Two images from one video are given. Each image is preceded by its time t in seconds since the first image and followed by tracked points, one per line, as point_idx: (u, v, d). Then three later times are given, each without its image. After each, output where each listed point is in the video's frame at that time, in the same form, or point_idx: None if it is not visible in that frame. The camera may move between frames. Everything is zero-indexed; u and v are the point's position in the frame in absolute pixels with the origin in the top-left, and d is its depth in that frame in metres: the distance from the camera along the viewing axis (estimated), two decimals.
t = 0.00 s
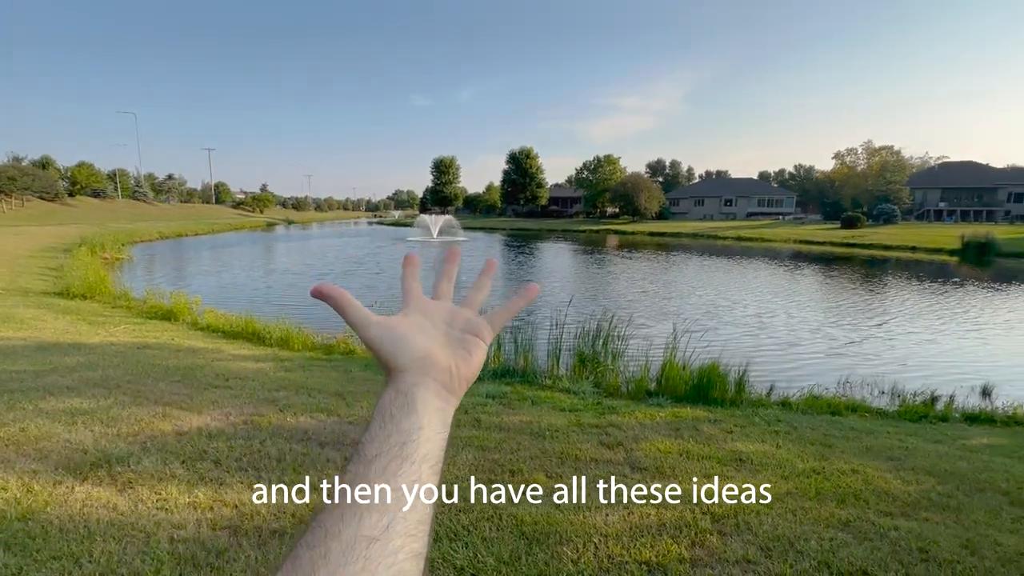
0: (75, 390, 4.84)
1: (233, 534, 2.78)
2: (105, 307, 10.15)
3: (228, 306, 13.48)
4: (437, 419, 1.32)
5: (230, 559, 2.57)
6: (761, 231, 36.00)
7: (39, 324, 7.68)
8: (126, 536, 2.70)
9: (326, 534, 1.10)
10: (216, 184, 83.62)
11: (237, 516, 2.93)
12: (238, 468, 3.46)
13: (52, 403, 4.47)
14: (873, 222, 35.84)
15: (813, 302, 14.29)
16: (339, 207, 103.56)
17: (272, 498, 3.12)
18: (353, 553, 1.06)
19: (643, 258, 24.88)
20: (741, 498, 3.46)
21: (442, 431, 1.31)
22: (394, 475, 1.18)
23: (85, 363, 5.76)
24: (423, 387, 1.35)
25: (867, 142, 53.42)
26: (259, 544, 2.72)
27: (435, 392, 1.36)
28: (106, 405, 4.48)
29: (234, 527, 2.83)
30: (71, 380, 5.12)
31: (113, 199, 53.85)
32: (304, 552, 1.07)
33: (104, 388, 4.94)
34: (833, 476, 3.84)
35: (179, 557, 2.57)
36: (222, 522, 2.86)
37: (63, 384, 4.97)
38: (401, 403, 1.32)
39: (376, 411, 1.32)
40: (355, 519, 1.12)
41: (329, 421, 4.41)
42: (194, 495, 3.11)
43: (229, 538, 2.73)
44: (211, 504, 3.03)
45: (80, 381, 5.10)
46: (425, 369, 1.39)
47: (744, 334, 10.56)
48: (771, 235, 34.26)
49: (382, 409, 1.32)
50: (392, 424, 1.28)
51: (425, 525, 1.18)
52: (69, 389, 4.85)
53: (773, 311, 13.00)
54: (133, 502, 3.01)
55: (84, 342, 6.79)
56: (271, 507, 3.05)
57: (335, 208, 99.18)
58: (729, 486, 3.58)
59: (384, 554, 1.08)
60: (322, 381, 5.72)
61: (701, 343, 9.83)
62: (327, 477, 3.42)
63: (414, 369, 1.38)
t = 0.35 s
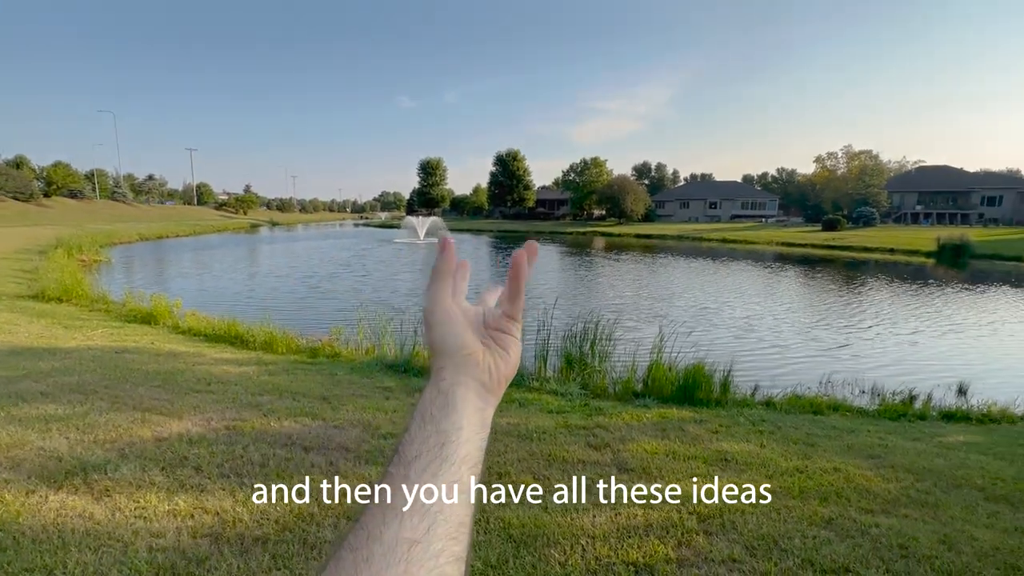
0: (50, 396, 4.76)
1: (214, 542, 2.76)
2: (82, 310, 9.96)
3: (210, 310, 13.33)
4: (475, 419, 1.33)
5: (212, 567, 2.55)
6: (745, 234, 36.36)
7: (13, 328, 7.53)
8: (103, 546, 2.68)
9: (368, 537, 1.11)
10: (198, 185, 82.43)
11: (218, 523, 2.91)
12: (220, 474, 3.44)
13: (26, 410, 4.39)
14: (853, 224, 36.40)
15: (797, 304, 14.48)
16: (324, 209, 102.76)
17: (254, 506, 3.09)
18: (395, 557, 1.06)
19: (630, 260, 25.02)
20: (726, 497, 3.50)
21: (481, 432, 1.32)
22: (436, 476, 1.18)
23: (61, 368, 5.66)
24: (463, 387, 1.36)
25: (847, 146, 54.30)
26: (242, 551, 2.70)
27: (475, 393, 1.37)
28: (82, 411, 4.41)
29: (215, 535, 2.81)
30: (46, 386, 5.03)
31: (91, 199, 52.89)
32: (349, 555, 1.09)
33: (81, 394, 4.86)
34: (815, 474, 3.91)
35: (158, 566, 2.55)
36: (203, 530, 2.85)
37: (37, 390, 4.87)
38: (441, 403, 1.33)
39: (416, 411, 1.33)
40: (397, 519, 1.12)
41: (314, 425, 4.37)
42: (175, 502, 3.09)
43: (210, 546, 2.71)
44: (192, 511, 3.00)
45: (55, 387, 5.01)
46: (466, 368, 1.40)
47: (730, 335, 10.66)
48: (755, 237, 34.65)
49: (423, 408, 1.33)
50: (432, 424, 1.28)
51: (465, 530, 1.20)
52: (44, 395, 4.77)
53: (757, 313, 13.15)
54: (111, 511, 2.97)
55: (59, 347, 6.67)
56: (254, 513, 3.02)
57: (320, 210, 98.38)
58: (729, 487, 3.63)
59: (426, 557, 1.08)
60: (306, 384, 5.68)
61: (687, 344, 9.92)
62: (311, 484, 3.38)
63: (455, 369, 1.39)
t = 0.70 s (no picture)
0: (33, 402, 4.70)
1: (202, 548, 2.75)
2: (66, 314, 9.84)
3: (197, 313, 13.21)
4: (482, 413, 1.34)
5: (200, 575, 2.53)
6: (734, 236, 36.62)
7: None
8: (88, 554, 2.65)
9: (370, 537, 1.11)
10: (185, 186, 81.55)
11: (206, 529, 2.90)
12: (208, 479, 3.42)
13: (9, 416, 4.34)
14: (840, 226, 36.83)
15: (786, 305, 14.60)
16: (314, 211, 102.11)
17: (244, 511, 3.07)
18: (399, 561, 1.06)
19: (621, 262, 25.13)
20: (716, 497, 3.54)
21: (485, 426, 1.33)
22: (441, 475, 1.18)
23: (44, 373, 5.59)
24: (470, 379, 1.37)
25: (834, 150, 54.91)
26: (232, 556, 2.69)
27: (482, 386, 1.38)
28: (67, 417, 4.36)
29: (204, 540, 2.80)
30: (30, 391, 4.97)
31: (76, 201, 52.25)
32: (350, 554, 1.09)
33: (64, 399, 4.81)
34: (804, 473, 3.95)
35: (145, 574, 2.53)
36: (191, 536, 2.83)
37: (19, 396, 4.81)
38: (447, 395, 1.33)
39: (422, 403, 1.33)
40: (401, 521, 1.12)
41: (304, 429, 4.35)
42: (162, 508, 3.07)
43: (199, 552, 2.70)
44: (180, 517, 2.99)
45: (39, 393, 4.95)
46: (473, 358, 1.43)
47: (719, 336, 10.75)
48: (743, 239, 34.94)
49: (428, 400, 1.34)
50: (437, 419, 1.28)
51: (466, 531, 1.22)
52: (27, 401, 4.71)
53: (746, 314, 13.27)
54: (96, 518, 2.95)
55: (42, 351, 6.58)
56: (243, 518, 3.01)
57: (310, 212, 97.82)
58: (730, 487, 3.66)
59: (428, 562, 1.09)
60: (296, 388, 5.65)
61: (677, 345, 9.98)
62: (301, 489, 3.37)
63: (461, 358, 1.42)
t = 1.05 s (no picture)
0: (24, 407, 4.67)
1: (198, 552, 2.74)
2: (58, 318, 9.79)
3: (191, 316, 13.17)
4: (493, 408, 1.33)
5: None
6: (729, 237, 36.76)
7: None
8: (82, 559, 2.64)
9: (383, 540, 1.12)
10: (178, 188, 81.24)
11: (202, 533, 2.89)
12: (203, 483, 3.41)
13: None
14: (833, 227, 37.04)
15: (780, 305, 14.67)
16: (306, 213, 101.73)
17: (239, 514, 3.07)
18: (412, 560, 1.07)
19: (616, 263, 25.18)
20: (712, 497, 3.56)
21: (498, 421, 1.33)
22: (452, 472, 1.19)
23: (36, 377, 5.55)
24: (478, 377, 1.35)
25: (826, 151, 55.26)
26: (227, 561, 2.68)
27: (491, 381, 1.37)
28: (59, 422, 4.34)
29: (200, 544, 2.80)
30: (22, 395, 4.94)
31: (67, 204, 51.93)
32: (365, 557, 1.10)
33: (56, 404, 4.78)
34: (798, 472, 3.97)
35: None
36: (186, 540, 2.82)
37: (11, 401, 4.78)
38: (455, 394, 1.32)
39: (431, 404, 1.33)
40: (413, 520, 1.14)
41: (300, 432, 4.34)
42: (157, 512, 3.06)
43: (194, 557, 2.69)
44: (175, 521, 2.98)
45: (30, 397, 4.92)
46: (479, 356, 1.39)
47: (713, 337, 10.78)
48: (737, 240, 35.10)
49: (439, 398, 1.34)
50: (446, 418, 1.29)
51: (486, 526, 1.22)
52: (18, 405, 4.68)
53: (740, 314, 13.32)
54: (89, 523, 2.94)
55: (34, 356, 6.53)
56: (239, 521, 3.01)
57: (303, 214, 97.51)
58: (730, 487, 3.67)
59: (443, 558, 1.10)
60: (291, 391, 5.64)
61: (672, 346, 10.01)
62: (296, 493, 3.35)
63: (467, 358, 1.37)
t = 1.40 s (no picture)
0: (22, 411, 4.66)
1: (197, 555, 2.74)
2: (56, 322, 9.76)
3: (189, 319, 13.14)
4: (499, 391, 1.32)
5: None
6: (727, 237, 36.80)
7: None
8: (80, 564, 2.64)
9: (390, 530, 1.14)
10: (176, 192, 81.08)
11: (200, 537, 2.89)
12: (202, 486, 3.41)
13: None
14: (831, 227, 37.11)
15: (778, 305, 14.69)
16: (304, 215, 101.56)
17: (238, 517, 3.07)
18: (419, 546, 1.10)
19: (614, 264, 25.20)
20: (711, 497, 3.56)
21: (506, 405, 1.32)
22: (457, 458, 1.20)
23: (34, 381, 5.54)
24: (482, 362, 1.34)
25: (823, 151, 55.39)
26: (226, 564, 2.68)
27: (495, 365, 1.35)
28: (57, 426, 4.33)
29: (198, 548, 2.79)
30: (20, 399, 4.93)
31: (64, 207, 51.70)
32: (374, 547, 1.12)
33: (55, 408, 4.77)
34: (797, 472, 3.98)
35: None
36: (185, 543, 2.82)
37: (9, 405, 4.77)
38: (459, 380, 1.32)
39: (435, 391, 1.34)
40: (421, 508, 1.14)
41: (299, 435, 4.34)
42: (156, 516, 3.06)
43: (193, 560, 2.69)
44: (174, 524, 2.98)
45: (28, 401, 4.90)
46: (481, 342, 1.37)
47: (711, 337, 10.79)
48: (735, 240, 35.17)
49: (442, 387, 1.34)
50: (451, 404, 1.29)
51: (496, 509, 1.23)
52: (16, 409, 4.66)
53: (739, 314, 13.34)
54: (87, 527, 2.93)
55: (31, 360, 6.51)
56: (238, 524, 3.01)
57: (301, 216, 97.38)
58: (729, 487, 3.68)
59: (451, 544, 1.12)
60: (290, 394, 5.63)
61: (669, 346, 10.02)
62: (294, 496, 3.34)
63: (469, 344, 1.36)
